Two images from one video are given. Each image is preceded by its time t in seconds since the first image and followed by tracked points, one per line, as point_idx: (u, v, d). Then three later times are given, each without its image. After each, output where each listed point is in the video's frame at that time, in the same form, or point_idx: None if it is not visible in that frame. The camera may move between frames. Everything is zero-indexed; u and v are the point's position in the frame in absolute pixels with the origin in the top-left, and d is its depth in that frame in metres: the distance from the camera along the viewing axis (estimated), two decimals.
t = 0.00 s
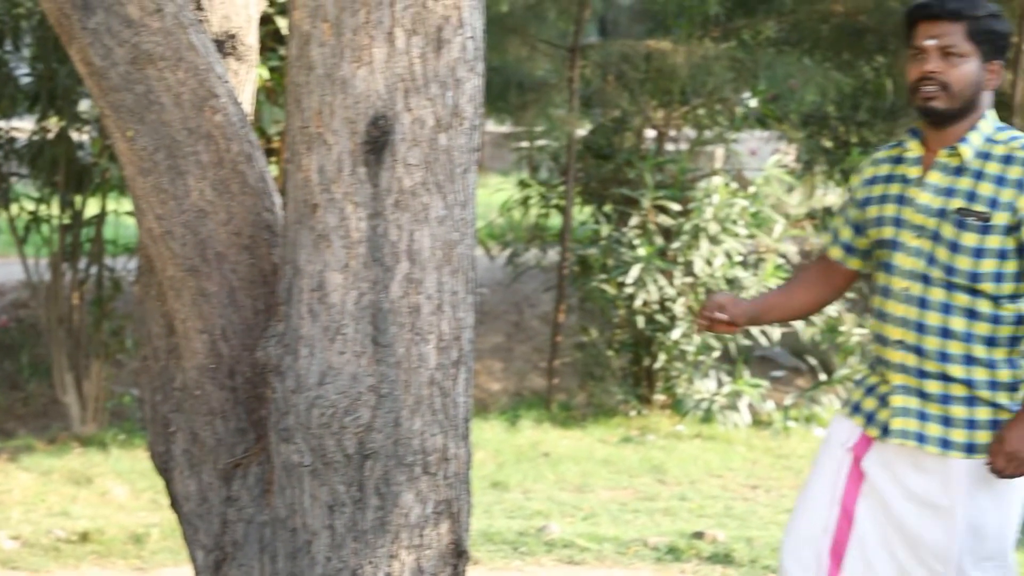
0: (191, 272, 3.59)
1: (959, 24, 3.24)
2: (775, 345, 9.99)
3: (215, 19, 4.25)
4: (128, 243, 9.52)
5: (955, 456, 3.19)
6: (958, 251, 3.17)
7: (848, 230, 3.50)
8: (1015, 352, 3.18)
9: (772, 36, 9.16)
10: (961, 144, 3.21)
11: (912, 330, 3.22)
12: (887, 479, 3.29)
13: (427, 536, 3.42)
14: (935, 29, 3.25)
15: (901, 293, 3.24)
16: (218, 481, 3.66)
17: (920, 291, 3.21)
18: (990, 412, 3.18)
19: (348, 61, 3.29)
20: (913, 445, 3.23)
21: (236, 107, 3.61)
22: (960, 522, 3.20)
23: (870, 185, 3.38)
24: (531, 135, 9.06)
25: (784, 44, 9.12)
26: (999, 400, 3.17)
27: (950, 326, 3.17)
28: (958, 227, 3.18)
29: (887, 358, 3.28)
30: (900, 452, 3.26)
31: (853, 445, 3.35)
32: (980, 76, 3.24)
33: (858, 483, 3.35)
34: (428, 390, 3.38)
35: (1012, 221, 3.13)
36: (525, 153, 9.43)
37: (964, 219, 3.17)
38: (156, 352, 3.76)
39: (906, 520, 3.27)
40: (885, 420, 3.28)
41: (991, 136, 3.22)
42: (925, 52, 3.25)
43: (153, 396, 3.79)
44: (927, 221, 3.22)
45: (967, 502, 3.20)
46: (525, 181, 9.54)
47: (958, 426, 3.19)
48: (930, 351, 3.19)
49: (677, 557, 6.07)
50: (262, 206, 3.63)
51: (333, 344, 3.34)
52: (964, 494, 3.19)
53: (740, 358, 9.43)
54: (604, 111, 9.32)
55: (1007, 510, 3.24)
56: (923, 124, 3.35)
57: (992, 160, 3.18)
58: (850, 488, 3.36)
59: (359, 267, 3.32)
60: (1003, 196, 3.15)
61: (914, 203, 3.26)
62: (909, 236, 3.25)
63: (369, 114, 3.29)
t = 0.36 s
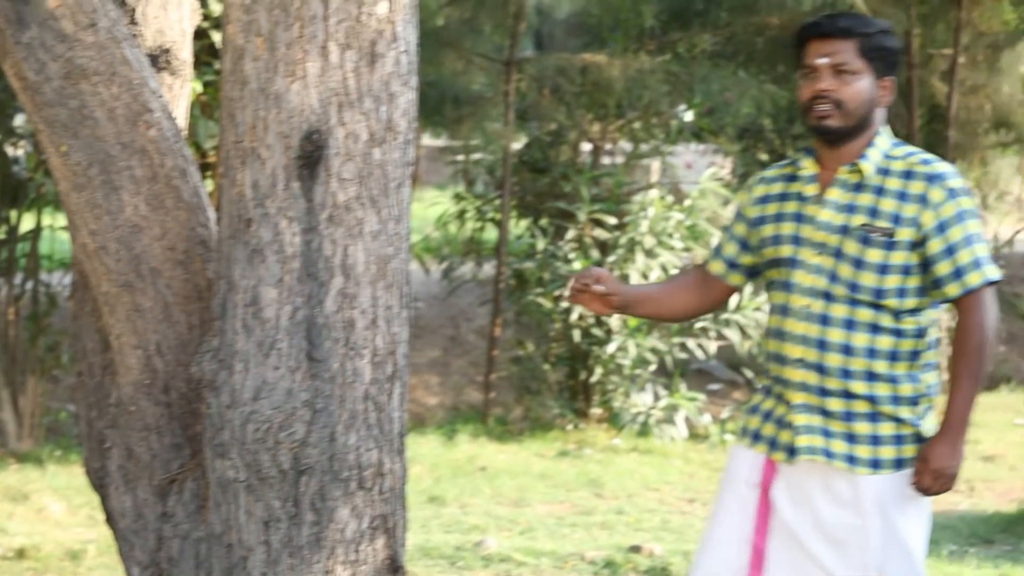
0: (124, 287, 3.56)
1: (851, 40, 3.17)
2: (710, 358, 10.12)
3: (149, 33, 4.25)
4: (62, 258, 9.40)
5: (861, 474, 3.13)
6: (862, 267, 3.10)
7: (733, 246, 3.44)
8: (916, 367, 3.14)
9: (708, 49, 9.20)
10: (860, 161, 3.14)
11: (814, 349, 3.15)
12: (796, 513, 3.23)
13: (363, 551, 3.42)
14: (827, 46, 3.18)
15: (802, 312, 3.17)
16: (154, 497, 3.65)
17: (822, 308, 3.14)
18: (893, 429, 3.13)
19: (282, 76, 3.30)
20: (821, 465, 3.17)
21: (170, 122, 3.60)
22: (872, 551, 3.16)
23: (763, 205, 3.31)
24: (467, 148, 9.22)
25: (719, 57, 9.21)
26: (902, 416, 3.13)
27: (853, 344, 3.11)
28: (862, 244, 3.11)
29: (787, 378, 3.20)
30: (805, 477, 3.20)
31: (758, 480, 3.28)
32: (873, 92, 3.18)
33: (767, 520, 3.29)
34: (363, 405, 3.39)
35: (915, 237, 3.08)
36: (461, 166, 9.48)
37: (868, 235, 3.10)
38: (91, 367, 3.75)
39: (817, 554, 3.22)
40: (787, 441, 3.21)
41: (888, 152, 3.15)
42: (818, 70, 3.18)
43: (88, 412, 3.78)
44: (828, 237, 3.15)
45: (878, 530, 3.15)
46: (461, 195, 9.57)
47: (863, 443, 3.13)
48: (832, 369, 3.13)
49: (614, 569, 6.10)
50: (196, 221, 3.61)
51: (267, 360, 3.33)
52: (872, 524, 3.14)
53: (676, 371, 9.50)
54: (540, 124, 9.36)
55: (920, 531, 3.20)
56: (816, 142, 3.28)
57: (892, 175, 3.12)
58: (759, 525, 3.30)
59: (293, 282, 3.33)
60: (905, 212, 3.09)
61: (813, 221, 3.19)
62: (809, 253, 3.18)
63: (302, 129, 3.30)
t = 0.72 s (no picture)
0: (86, 304, 3.55)
1: (768, 48, 3.22)
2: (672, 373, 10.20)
3: (109, 50, 4.25)
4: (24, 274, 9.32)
5: (791, 482, 3.17)
6: (786, 275, 3.13)
7: (649, 254, 3.48)
8: (842, 375, 3.18)
9: (669, 65, 9.27)
10: (778, 168, 3.18)
11: (740, 359, 3.18)
12: (721, 522, 3.27)
13: (325, 567, 3.43)
14: (745, 53, 3.22)
15: (726, 322, 3.19)
16: (116, 514, 3.65)
17: (746, 318, 3.16)
18: (822, 437, 3.17)
19: (242, 93, 3.30)
20: (749, 476, 3.20)
21: (130, 139, 3.59)
22: (797, 556, 3.19)
23: (682, 214, 3.34)
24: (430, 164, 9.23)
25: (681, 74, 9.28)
26: (829, 423, 3.16)
27: (779, 353, 3.14)
28: (785, 251, 3.14)
29: (714, 389, 3.23)
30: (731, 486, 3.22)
31: (682, 492, 3.30)
32: (791, 99, 3.23)
33: (693, 529, 3.32)
34: (326, 421, 3.40)
35: (838, 242, 3.12)
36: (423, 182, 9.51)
37: (791, 243, 3.14)
38: (52, 385, 3.75)
39: (744, 562, 3.25)
40: (715, 451, 3.23)
41: (806, 159, 3.20)
42: (736, 78, 3.22)
43: (49, 429, 3.78)
44: (751, 247, 3.18)
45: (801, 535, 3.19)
46: (422, 211, 9.57)
47: (792, 452, 3.17)
48: (760, 379, 3.16)
49: None
50: (157, 237, 3.61)
51: (229, 376, 3.33)
52: (794, 528, 3.17)
53: (639, 387, 9.49)
54: (501, 140, 9.37)
55: (845, 532, 3.23)
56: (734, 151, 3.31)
57: (812, 182, 3.16)
58: (685, 535, 3.33)
59: (255, 298, 3.33)
60: (827, 218, 3.13)
61: (734, 231, 3.21)
62: (731, 263, 3.20)
63: (262, 145, 3.30)
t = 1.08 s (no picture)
0: (58, 315, 3.54)
1: (687, 48, 3.28)
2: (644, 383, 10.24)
3: (80, 60, 4.26)
4: None
5: (723, 483, 3.22)
6: (707, 276, 3.20)
7: (565, 253, 3.52)
8: (769, 375, 3.26)
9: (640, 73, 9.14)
10: (696, 167, 3.24)
11: (666, 361, 3.22)
12: (660, 528, 3.29)
13: None
14: (663, 53, 3.27)
15: (650, 325, 3.24)
16: (89, 524, 3.65)
17: (670, 321, 3.21)
18: (751, 437, 3.24)
19: (213, 103, 3.30)
20: (679, 481, 3.24)
21: (102, 149, 3.60)
22: (739, 556, 3.23)
23: (600, 218, 3.39)
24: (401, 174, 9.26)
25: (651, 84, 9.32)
26: (758, 423, 3.24)
27: (705, 355, 3.20)
28: (705, 252, 3.21)
29: (641, 394, 3.26)
30: (666, 489, 3.25)
31: (621, 499, 3.32)
32: (708, 99, 3.29)
33: (634, 537, 3.34)
34: (298, 431, 3.40)
35: (758, 241, 3.20)
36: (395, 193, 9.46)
37: (711, 243, 3.21)
38: (24, 396, 3.76)
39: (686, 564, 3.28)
40: (645, 456, 3.26)
41: (722, 158, 3.27)
42: (654, 77, 3.27)
43: (22, 439, 3.79)
44: (671, 249, 3.23)
45: (741, 535, 3.23)
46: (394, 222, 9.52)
47: (722, 453, 3.22)
48: (687, 381, 3.21)
49: None
50: (129, 248, 3.60)
51: (201, 387, 3.33)
52: (734, 526, 3.22)
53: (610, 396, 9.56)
54: (473, 150, 9.38)
55: (782, 530, 3.28)
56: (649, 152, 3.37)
57: (730, 181, 3.24)
58: (628, 543, 3.35)
59: (226, 309, 3.32)
60: (747, 217, 3.21)
61: (654, 234, 3.27)
62: (652, 266, 3.26)
63: (233, 156, 3.31)
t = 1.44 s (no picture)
0: (41, 325, 3.56)
1: (629, 54, 3.34)
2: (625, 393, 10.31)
3: (64, 73, 4.53)
4: None
5: (673, 486, 3.28)
6: (651, 280, 3.27)
7: (506, 257, 3.56)
8: (714, 377, 3.33)
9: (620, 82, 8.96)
10: (637, 172, 3.31)
11: (612, 367, 3.28)
12: (616, 534, 3.34)
13: None
14: (606, 59, 3.33)
15: (596, 331, 3.29)
16: (73, 533, 3.67)
17: (615, 327, 3.27)
18: (699, 441, 3.30)
19: (196, 115, 3.33)
20: (629, 485, 3.29)
21: (85, 161, 3.62)
22: (693, 558, 3.31)
23: (542, 224, 3.44)
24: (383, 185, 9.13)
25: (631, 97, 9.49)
26: (705, 427, 3.30)
27: (650, 359, 3.27)
28: (649, 256, 3.28)
29: (587, 400, 3.31)
30: (619, 495, 3.31)
31: (576, 508, 3.36)
32: (650, 106, 3.35)
33: (592, 547, 3.39)
34: (280, 441, 3.43)
35: (701, 245, 3.28)
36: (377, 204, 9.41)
37: (654, 247, 3.28)
38: (8, 406, 3.77)
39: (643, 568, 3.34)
40: (595, 463, 3.31)
41: (664, 163, 3.35)
42: (597, 83, 3.32)
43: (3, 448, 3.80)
44: (615, 254, 3.30)
45: (694, 537, 3.31)
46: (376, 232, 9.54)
47: (670, 457, 3.28)
48: (633, 386, 3.27)
49: None
50: (111, 259, 3.61)
51: (183, 397, 3.35)
52: (687, 527, 3.29)
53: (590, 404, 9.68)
54: (454, 161, 9.41)
55: (735, 533, 3.36)
56: (591, 159, 3.43)
57: (672, 186, 3.32)
58: (586, 555, 3.40)
59: (208, 320, 3.35)
60: (690, 221, 3.28)
61: (596, 239, 3.33)
62: (595, 271, 3.31)
63: (215, 167, 3.33)
